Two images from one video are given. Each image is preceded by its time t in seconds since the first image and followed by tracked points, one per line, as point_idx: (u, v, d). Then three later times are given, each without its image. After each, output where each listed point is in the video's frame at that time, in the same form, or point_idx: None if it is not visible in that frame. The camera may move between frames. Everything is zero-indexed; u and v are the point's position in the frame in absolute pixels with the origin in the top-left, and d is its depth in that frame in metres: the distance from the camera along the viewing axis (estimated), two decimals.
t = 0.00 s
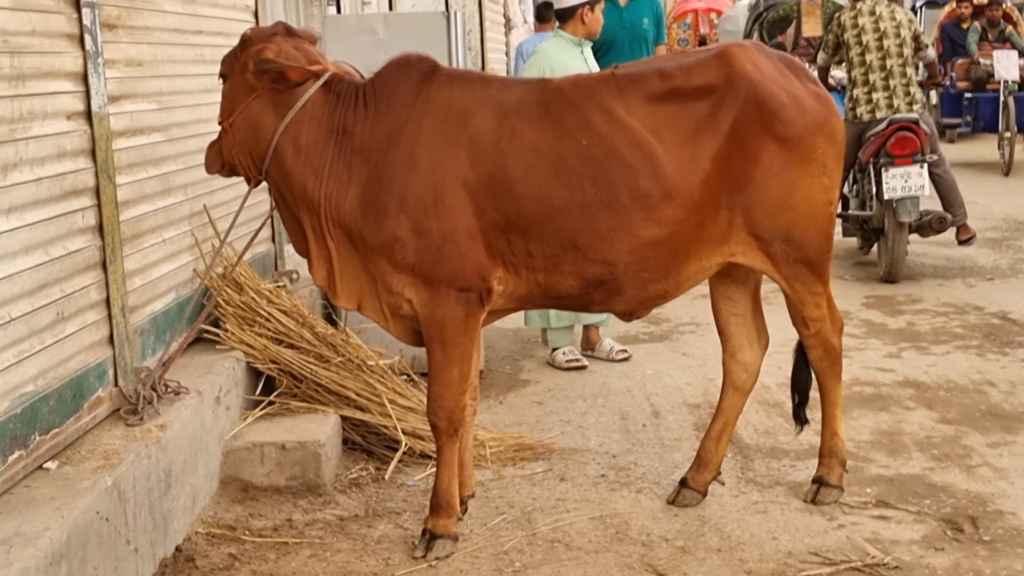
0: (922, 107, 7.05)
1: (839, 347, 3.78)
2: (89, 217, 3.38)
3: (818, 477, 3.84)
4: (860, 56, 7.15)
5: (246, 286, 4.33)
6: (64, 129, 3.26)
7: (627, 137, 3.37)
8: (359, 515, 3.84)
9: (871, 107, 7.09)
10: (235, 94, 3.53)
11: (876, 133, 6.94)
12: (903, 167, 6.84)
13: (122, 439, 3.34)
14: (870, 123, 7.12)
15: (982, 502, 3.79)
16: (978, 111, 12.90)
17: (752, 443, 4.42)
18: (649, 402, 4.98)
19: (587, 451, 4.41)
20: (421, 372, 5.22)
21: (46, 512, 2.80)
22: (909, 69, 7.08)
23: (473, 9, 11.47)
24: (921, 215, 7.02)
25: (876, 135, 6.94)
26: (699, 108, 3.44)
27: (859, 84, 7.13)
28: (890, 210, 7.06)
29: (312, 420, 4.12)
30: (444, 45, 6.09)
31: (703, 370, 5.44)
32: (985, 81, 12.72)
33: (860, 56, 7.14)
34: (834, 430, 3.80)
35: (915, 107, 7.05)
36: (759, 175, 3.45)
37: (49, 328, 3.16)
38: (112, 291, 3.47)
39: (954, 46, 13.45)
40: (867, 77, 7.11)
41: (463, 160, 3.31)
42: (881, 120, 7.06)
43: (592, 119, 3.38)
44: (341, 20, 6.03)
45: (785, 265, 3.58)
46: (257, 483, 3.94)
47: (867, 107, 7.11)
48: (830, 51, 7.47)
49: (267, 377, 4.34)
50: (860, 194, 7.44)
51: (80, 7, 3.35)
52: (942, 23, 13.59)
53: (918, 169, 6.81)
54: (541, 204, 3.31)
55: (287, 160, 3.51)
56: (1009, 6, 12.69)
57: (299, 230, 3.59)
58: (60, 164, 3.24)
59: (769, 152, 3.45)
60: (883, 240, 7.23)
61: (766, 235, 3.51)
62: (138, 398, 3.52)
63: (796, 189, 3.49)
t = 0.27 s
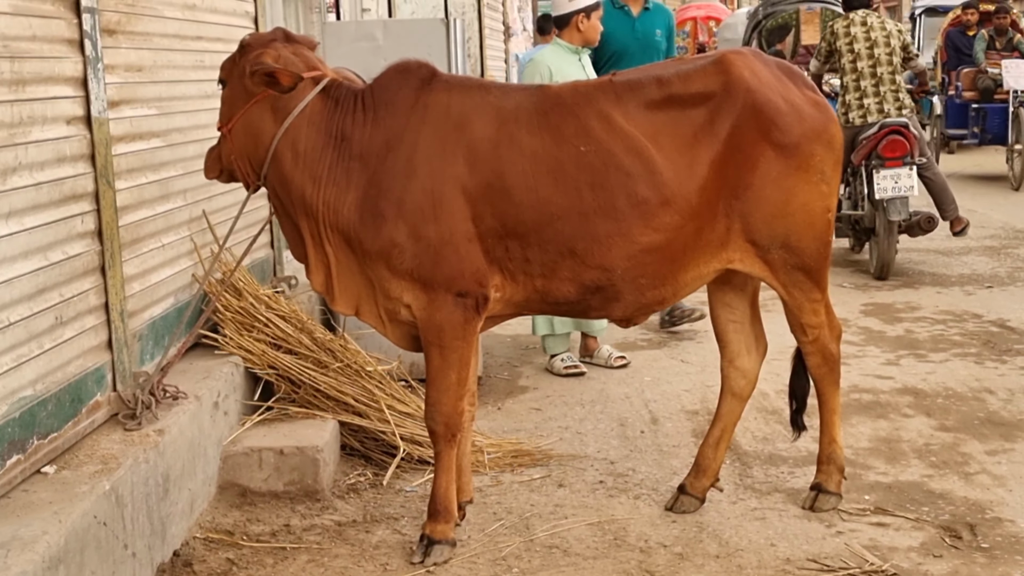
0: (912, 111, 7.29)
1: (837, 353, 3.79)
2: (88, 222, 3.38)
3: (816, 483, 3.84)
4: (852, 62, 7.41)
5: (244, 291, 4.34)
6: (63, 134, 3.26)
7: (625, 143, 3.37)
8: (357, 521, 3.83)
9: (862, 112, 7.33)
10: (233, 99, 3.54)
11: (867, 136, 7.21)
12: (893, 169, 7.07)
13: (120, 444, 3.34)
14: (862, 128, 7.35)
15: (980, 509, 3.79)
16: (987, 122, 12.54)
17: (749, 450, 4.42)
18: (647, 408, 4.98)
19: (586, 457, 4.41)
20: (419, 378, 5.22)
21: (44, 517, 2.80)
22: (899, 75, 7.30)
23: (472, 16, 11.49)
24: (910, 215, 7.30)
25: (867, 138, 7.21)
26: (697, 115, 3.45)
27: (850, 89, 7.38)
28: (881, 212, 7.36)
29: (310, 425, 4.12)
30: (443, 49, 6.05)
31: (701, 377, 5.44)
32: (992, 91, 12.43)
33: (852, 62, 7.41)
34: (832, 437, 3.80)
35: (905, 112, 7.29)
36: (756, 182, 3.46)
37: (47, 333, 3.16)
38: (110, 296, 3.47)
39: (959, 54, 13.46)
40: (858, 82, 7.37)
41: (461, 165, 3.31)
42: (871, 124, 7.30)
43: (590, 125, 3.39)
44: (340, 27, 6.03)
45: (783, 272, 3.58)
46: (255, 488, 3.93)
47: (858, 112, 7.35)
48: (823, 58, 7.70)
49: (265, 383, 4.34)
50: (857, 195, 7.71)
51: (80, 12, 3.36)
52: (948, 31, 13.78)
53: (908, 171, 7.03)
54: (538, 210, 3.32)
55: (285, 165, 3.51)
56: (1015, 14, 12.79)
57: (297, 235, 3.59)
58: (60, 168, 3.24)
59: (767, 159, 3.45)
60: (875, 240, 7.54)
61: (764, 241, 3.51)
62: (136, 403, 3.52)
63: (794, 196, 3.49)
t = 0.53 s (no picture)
0: (905, 115, 7.58)
1: (836, 358, 3.78)
2: (88, 224, 3.38)
3: (815, 488, 3.83)
4: (846, 68, 7.73)
5: (244, 294, 4.34)
6: (64, 136, 3.26)
7: (624, 147, 3.38)
8: (355, 524, 3.83)
9: (857, 115, 7.63)
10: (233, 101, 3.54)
11: (861, 138, 7.41)
12: (885, 170, 7.32)
13: (119, 446, 3.33)
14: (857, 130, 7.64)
15: (979, 514, 3.79)
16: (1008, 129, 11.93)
17: (748, 454, 4.42)
18: (646, 412, 4.98)
19: (585, 461, 4.41)
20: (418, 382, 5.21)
21: (43, 519, 2.80)
22: (891, 80, 7.62)
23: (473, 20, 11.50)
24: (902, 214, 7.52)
25: (861, 139, 7.41)
26: (696, 120, 3.45)
27: (845, 93, 7.69)
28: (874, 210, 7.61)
29: (309, 428, 4.12)
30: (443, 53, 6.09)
31: (700, 381, 5.44)
32: (1003, 99, 12.20)
33: (846, 68, 7.72)
34: (831, 442, 3.80)
35: (898, 114, 7.59)
36: (755, 186, 3.46)
37: (46, 335, 3.16)
38: (110, 298, 3.47)
39: (964, 59, 13.44)
40: (853, 87, 7.67)
41: (460, 169, 3.31)
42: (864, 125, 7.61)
43: (590, 129, 3.39)
44: (341, 30, 6.05)
45: (782, 276, 3.58)
46: (253, 491, 3.93)
47: (853, 115, 7.65)
48: (820, 64, 8.01)
49: (264, 386, 4.34)
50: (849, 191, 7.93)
51: (81, 14, 3.36)
52: (954, 35, 13.69)
53: (899, 171, 7.27)
54: (538, 214, 3.32)
55: (285, 168, 3.51)
56: None
57: (296, 238, 3.59)
58: (59, 170, 3.24)
59: (766, 163, 3.46)
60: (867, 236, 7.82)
61: (763, 245, 3.52)
62: (135, 405, 3.52)
63: (793, 201, 3.49)
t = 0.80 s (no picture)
0: (898, 117, 7.90)
1: (835, 360, 3.78)
2: (88, 227, 3.38)
3: (814, 491, 3.83)
4: (843, 70, 8.01)
5: (244, 296, 4.34)
6: (63, 139, 3.26)
7: (623, 150, 3.38)
8: (355, 526, 3.83)
9: (852, 117, 7.94)
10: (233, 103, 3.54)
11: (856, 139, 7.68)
12: (877, 170, 7.65)
13: (119, 448, 3.34)
14: (851, 131, 7.94)
15: (978, 517, 3.79)
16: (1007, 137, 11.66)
17: (748, 457, 4.42)
18: (646, 415, 4.98)
19: (584, 464, 4.41)
20: (418, 384, 5.21)
21: (43, 521, 2.80)
22: (886, 83, 7.91)
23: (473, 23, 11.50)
24: (894, 213, 7.87)
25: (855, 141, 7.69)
26: (695, 123, 3.45)
27: (841, 95, 7.99)
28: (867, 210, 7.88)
29: (309, 430, 4.12)
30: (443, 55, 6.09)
31: (700, 384, 5.44)
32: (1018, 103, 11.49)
33: (843, 70, 7.99)
34: (831, 445, 3.80)
35: (892, 116, 7.90)
36: (753, 189, 3.46)
37: (46, 338, 3.16)
38: (110, 300, 3.47)
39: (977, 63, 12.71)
40: (849, 89, 7.96)
41: (459, 172, 3.32)
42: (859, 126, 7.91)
43: (588, 132, 3.39)
44: (341, 32, 6.12)
45: (781, 279, 3.59)
46: (253, 493, 3.93)
47: (848, 116, 7.96)
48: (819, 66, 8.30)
49: (264, 388, 4.34)
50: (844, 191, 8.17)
51: (80, 17, 3.36)
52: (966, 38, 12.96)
53: (890, 171, 7.62)
54: (536, 217, 3.32)
55: (284, 170, 3.51)
56: None
57: (295, 240, 3.59)
58: (59, 173, 3.24)
59: (764, 166, 3.46)
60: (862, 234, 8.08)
61: (762, 248, 3.52)
62: (135, 407, 3.52)
63: (791, 204, 3.49)
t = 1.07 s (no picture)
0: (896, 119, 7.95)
1: (834, 364, 3.78)
2: (87, 231, 3.38)
3: (814, 494, 3.83)
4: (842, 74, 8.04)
5: (243, 300, 4.34)
6: (63, 143, 3.27)
7: (620, 155, 3.38)
8: (355, 531, 3.83)
9: (850, 118, 7.98)
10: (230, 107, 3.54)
11: (852, 140, 7.80)
12: (873, 170, 7.75)
13: (118, 453, 3.33)
14: (850, 133, 7.98)
15: (978, 520, 3.79)
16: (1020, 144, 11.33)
17: (748, 461, 4.42)
18: (645, 419, 4.97)
19: (584, 468, 4.41)
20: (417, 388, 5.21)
21: (42, 526, 2.80)
22: (885, 86, 7.95)
23: (472, 27, 11.50)
24: (890, 214, 7.95)
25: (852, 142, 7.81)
26: (692, 127, 3.46)
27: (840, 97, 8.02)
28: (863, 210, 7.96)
29: (308, 435, 4.12)
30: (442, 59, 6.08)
31: (699, 387, 5.44)
32: None
33: (842, 73, 8.02)
34: (830, 449, 3.80)
35: (890, 118, 7.95)
36: (751, 193, 3.47)
37: (45, 342, 3.15)
38: (109, 305, 3.47)
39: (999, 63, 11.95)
40: (848, 92, 7.99)
41: (457, 176, 3.32)
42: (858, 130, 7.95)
43: (586, 136, 3.39)
44: (341, 37, 6.08)
45: (779, 283, 3.59)
46: (252, 498, 3.92)
47: (847, 118, 8.00)
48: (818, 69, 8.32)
49: (263, 392, 4.34)
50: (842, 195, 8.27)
51: (80, 21, 3.37)
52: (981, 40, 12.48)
53: (886, 171, 7.72)
54: (534, 221, 3.32)
55: (281, 173, 3.51)
56: None
57: (292, 243, 3.59)
58: (58, 177, 3.24)
59: (762, 170, 3.46)
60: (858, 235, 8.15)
61: (759, 252, 3.52)
62: (134, 412, 3.52)
63: (789, 208, 3.50)
